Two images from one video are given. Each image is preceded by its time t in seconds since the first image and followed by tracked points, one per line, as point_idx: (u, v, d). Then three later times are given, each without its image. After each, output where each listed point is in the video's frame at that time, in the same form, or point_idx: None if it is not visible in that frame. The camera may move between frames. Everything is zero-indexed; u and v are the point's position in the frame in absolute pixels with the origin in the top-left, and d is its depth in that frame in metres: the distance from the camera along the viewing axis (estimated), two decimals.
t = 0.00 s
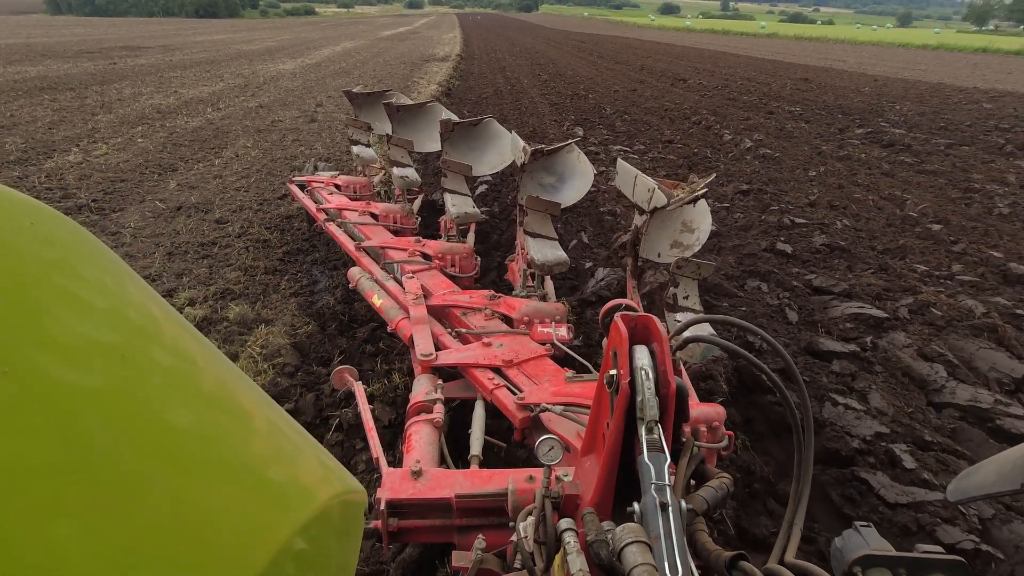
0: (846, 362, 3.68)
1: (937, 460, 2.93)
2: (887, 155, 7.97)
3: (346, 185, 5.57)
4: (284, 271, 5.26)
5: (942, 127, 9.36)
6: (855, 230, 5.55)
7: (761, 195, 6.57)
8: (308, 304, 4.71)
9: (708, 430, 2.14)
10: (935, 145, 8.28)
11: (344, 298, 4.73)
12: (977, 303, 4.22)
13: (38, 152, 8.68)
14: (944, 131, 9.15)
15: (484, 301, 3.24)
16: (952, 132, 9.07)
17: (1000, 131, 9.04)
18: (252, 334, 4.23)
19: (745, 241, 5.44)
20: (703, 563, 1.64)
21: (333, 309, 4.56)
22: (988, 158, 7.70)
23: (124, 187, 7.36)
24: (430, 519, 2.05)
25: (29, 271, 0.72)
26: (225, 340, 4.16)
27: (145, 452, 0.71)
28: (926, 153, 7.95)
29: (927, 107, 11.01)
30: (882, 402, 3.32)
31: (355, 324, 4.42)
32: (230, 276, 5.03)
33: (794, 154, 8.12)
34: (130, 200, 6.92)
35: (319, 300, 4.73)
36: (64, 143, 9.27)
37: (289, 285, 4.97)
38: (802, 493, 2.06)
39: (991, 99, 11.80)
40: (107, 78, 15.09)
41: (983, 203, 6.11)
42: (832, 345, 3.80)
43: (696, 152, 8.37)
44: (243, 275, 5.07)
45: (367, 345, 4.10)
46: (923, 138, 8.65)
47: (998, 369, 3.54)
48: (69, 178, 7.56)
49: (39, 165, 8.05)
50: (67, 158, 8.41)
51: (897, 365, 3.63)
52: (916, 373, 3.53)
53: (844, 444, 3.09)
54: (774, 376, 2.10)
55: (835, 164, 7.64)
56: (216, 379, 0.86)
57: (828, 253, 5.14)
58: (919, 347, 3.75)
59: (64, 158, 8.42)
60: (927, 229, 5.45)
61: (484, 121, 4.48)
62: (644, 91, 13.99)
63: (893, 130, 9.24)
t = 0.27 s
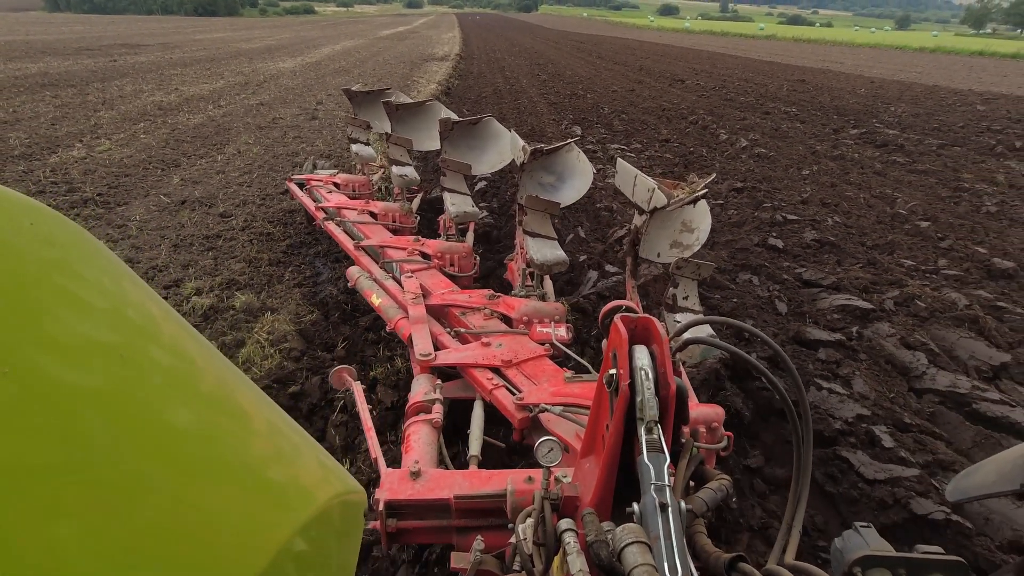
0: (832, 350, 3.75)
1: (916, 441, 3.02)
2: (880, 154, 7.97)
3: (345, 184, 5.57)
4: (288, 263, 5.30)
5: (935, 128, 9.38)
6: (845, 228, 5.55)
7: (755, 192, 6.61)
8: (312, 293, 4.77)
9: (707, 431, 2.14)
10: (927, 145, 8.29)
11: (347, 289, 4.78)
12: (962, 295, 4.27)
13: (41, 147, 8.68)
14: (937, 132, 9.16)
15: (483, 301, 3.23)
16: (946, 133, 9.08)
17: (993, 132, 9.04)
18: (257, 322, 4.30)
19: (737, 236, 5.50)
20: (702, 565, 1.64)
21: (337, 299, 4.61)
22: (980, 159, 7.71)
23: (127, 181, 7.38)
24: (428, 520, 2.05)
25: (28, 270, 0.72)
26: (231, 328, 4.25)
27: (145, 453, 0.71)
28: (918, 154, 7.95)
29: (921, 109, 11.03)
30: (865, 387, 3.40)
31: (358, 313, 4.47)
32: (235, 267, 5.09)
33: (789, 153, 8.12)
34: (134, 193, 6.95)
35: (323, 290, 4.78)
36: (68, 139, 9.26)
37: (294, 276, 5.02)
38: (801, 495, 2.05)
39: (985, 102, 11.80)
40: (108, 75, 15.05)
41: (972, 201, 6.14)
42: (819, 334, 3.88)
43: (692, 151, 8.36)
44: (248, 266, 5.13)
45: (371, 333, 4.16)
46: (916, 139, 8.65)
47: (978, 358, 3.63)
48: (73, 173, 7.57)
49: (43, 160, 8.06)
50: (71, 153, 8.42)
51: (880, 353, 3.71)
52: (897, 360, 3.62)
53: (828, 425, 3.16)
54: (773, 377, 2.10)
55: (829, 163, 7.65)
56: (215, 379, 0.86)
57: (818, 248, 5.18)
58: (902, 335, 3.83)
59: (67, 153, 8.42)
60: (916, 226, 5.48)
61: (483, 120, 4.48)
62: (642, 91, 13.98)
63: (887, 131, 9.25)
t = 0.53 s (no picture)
0: (817, 338, 3.85)
1: (894, 423, 3.11)
2: (873, 153, 7.99)
3: (343, 182, 5.57)
4: (291, 255, 5.41)
5: (929, 128, 9.38)
6: (836, 223, 5.61)
7: (749, 188, 6.67)
8: (315, 284, 4.89)
9: (705, 427, 2.14)
10: (920, 144, 8.31)
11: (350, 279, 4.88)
12: (946, 288, 4.36)
13: (45, 142, 8.72)
14: (932, 131, 9.18)
15: (480, 298, 3.23)
16: (940, 133, 9.10)
17: (986, 132, 9.06)
18: (262, 310, 4.44)
19: (729, 230, 5.58)
20: (699, 565, 1.64)
21: (340, 288, 4.74)
22: (972, 158, 7.73)
23: (132, 175, 7.46)
24: (424, 516, 2.04)
25: (25, 268, 0.71)
26: (237, 316, 4.39)
27: (142, 452, 0.70)
28: (911, 152, 7.97)
29: (916, 109, 11.03)
30: (848, 372, 3.51)
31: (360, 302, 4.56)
32: (240, 258, 5.22)
33: (784, 152, 8.13)
34: (139, 187, 7.03)
35: (326, 280, 4.90)
36: (72, 134, 9.28)
37: (297, 267, 5.14)
38: (796, 490, 2.06)
39: (980, 102, 11.81)
40: (109, 72, 15.02)
41: (961, 199, 6.19)
42: (805, 322, 3.98)
43: (688, 148, 8.37)
44: (252, 258, 5.25)
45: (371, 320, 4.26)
46: (910, 138, 8.67)
47: (957, 346, 3.72)
48: (78, 167, 7.64)
49: (48, 155, 8.11)
50: (75, 148, 8.46)
51: (863, 341, 3.80)
52: (879, 347, 3.71)
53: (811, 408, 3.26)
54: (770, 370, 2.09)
55: (823, 161, 7.67)
56: (213, 379, 0.85)
57: (809, 242, 5.23)
58: (886, 324, 3.92)
59: (72, 148, 8.47)
60: (905, 221, 5.54)
61: (480, 117, 4.47)
62: (641, 90, 13.98)
63: (882, 130, 9.25)
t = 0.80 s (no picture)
0: (804, 328, 4.01)
1: (874, 404, 3.24)
2: (867, 150, 7.99)
3: (342, 179, 5.54)
4: (294, 248, 5.57)
5: (925, 126, 9.39)
6: (828, 217, 5.72)
7: (743, 184, 6.77)
8: (319, 275, 5.04)
9: (705, 416, 2.13)
10: (915, 142, 8.31)
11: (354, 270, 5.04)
12: (932, 279, 4.44)
13: (51, 140, 8.84)
14: (927, 129, 9.18)
15: (479, 290, 3.22)
16: (935, 130, 9.10)
17: (981, 130, 9.05)
18: (268, 297, 4.63)
19: (723, 225, 5.73)
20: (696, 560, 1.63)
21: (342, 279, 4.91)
22: (966, 155, 7.73)
23: (138, 172, 7.60)
24: (421, 504, 2.03)
25: (23, 264, 0.69)
26: (244, 304, 4.57)
27: (140, 451, 0.69)
28: (905, 150, 7.97)
29: (913, 107, 11.03)
30: (832, 358, 3.65)
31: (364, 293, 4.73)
32: (245, 250, 5.38)
33: (779, 149, 8.14)
34: (145, 183, 7.24)
35: (330, 271, 5.06)
36: (77, 132, 9.39)
37: (301, 259, 5.30)
38: (794, 476, 2.05)
39: (977, 100, 11.78)
40: (112, 70, 15.06)
41: (952, 194, 6.23)
42: (794, 313, 4.15)
43: (684, 145, 8.39)
44: (258, 250, 5.41)
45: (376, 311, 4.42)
46: (904, 136, 8.67)
47: (939, 334, 3.84)
48: (85, 164, 7.78)
49: (54, 153, 8.23)
50: (81, 145, 8.58)
51: (848, 329, 3.95)
52: (862, 334, 3.85)
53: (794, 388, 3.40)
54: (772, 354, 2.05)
55: (817, 158, 7.69)
56: (210, 377, 0.84)
57: (800, 236, 5.37)
58: (871, 313, 4.05)
59: (77, 145, 8.58)
60: (895, 216, 5.62)
61: (480, 113, 4.47)
62: (640, 89, 13.99)
63: (878, 128, 9.25)
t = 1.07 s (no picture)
0: (791, 314, 4.15)
1: (857, 387, 3.37)
2: (861, 146, 8.01)
3: (340, 178, 5.53)
4: (299, 240, 5.72)
5: (920, 123, 9.40)
6: (820, 211, 5.81)
7: (738, 179, 6.84)
8: (322, 269, 5.19)
9: (703, 417, 2.13)
10: (910, 139, 8.32)
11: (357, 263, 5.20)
12: (918, 271, 4.55)
13: (56, 136, 8.90)
14: (921, 126, 9.19)
15: (477, 290, 3.22)
16: (929, 127, 9.12)
17: (975, 127, 9.07)
18: (275, 287, 4.82)
19: (716, 218, 5.84)
20: (695, 559, 1.63)
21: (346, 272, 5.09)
22: (959, 151, 7.75)
23: (143, 167, 7.71)
24: (419, 507, 2.03)
25: (23, 265, 0.70)
26: (251, 294, 4.72)
27: (137, 449, 0.70)
28: (899, 146, 7.99)
29: (909, 104, 11.03)
30: (817, 343, 3.78)
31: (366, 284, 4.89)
32: (251, 244, 5.51)
33: (775, 145, 8.15)
34: (150, 178, 7.35)
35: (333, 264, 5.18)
36: (81, 128, 9.44)
37: (304, 252, 5.43)
38: (792, 477, 2.02)
39: (973, 98, 11.78)
40: (114, 67, 15.04)
41: (943, 189, 6.30)
42: (782, 301, 4.29)
43: (681, 141, 8.41)
44: (263, 244, 5.53)
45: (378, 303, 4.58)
46: (899, 133, 8.69)
47: (922, 321, 3.95)
48: (91, 160, 7.87)
49: (60, 149, 8.31)
50: (86, 142, 8.65)
51: (835, 316, 4.06)
52: (846, 321, 3.98)
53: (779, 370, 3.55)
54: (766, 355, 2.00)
55: (811, 154, 7.73)
56: (209, 378, 0.85)
57: (791, 229, 5.47)
58: (857, 302, 4.18)
59: (82, 141, 8.65)
60: (885, 211, 5.69)
61: (477, 111, 4.47)
62: (639, 86, 13.99)
63: (873, 125, 9.26)
